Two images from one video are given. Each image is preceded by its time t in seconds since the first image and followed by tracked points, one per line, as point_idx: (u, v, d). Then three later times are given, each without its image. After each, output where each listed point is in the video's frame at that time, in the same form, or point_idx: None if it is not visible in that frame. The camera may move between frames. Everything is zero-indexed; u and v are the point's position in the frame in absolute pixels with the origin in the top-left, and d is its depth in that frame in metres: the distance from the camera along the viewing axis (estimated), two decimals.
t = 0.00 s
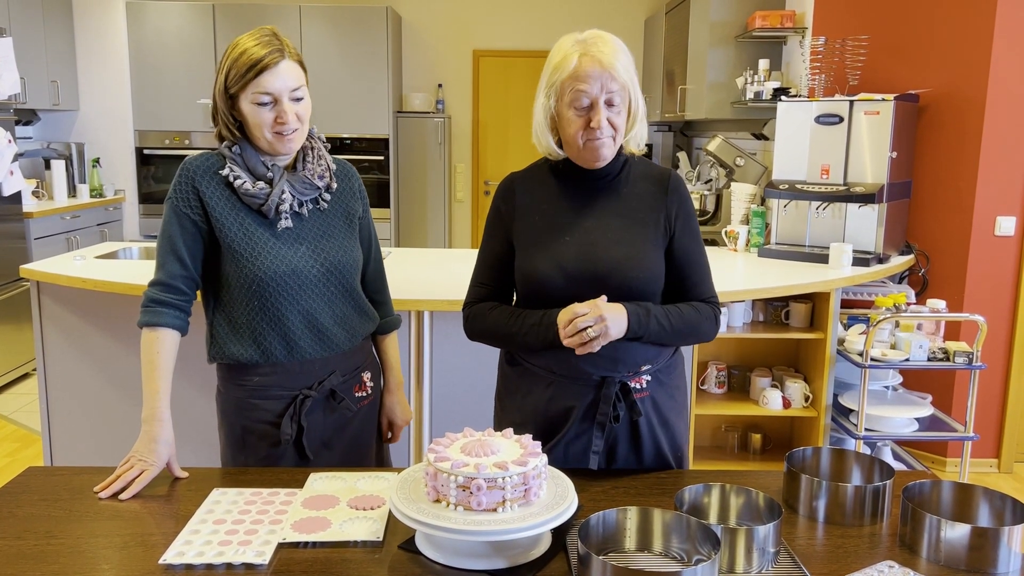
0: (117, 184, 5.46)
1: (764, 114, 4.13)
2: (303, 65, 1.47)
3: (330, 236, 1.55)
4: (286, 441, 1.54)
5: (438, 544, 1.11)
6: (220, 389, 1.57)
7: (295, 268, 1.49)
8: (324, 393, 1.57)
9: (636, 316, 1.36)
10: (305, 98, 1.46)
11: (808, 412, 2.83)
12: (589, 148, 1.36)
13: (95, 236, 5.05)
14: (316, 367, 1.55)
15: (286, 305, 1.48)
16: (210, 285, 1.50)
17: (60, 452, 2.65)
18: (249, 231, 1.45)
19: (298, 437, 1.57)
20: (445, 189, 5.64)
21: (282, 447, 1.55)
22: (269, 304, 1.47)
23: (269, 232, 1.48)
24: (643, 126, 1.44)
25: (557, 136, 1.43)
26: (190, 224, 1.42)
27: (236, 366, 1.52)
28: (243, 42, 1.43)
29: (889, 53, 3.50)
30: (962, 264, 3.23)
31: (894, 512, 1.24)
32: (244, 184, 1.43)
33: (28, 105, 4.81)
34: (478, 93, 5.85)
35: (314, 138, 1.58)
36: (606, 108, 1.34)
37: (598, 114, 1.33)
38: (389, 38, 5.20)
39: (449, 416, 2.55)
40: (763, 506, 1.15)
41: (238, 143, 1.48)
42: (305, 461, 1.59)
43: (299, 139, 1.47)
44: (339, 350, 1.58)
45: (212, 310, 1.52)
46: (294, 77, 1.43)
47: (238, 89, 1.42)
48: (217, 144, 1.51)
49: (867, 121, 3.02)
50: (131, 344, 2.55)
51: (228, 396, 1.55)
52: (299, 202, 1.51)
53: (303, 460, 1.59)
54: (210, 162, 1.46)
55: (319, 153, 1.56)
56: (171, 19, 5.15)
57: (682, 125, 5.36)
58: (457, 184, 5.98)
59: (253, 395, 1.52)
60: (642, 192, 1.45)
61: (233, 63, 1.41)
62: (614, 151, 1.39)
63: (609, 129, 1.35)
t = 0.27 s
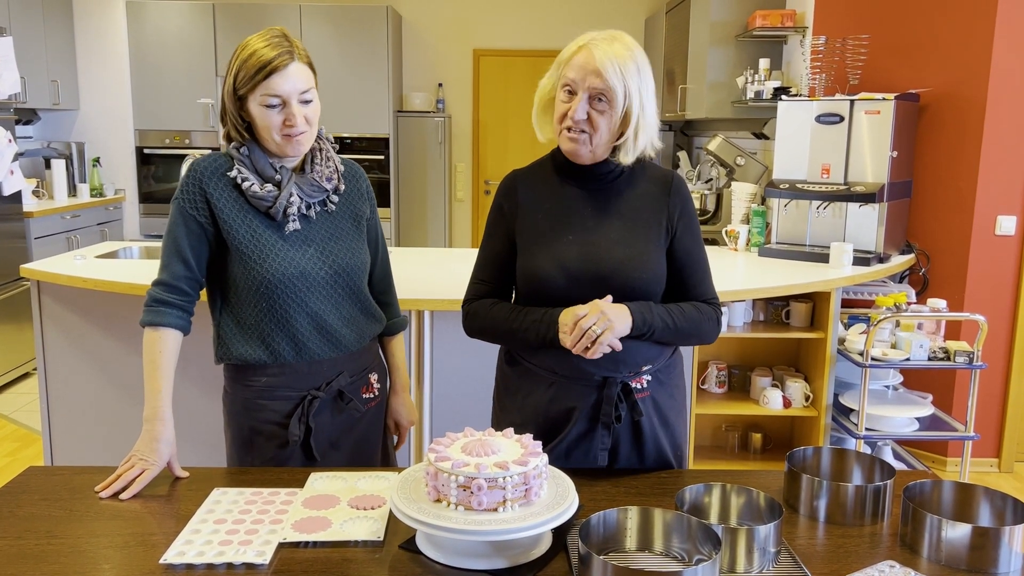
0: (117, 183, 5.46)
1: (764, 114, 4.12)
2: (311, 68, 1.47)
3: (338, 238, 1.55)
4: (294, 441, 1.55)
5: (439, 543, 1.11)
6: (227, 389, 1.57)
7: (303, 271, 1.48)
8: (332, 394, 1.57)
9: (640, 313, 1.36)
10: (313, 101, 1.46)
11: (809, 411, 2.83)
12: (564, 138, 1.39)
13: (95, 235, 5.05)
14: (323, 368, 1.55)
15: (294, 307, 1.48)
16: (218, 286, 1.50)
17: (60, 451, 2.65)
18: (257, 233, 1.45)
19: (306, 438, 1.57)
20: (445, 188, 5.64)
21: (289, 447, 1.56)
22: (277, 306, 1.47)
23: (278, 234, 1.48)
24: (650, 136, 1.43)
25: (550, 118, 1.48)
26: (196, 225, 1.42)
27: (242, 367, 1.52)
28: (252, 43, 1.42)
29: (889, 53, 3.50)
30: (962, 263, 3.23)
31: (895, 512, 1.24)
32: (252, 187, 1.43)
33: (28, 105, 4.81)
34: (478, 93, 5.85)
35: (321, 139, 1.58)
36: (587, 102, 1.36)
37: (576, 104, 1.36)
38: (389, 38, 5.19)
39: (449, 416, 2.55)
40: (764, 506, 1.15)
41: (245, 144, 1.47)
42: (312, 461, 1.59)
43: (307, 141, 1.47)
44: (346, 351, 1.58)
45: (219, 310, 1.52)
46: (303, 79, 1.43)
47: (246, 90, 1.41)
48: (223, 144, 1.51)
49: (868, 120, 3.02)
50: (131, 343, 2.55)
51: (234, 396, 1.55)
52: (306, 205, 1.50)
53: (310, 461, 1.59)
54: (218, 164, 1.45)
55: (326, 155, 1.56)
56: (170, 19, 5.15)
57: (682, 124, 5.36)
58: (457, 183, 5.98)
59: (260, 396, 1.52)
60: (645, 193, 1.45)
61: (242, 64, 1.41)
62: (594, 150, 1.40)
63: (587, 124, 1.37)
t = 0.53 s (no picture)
0: (118, 183, 5.46)
1: (765, 114, 4.12)
2: (319, 73, 1.47)
3: (341, 242, 1.55)
4: (295, 442, 1.54)
5: (440, 543, 1.11)
6: (229, 390, 1.57)
7: (306, 275, 1.48)
8: (334, 395, 1.56)
9: (636, 315, 1.36)
10: (320, 107, 1.46)
11: (809, 411, 2.83)
12: (570, 140, 1.38)
13: (96, 235, 5.05)
14: (325, 370, 1.55)
15: (296, 310, 1.48)
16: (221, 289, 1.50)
17: (60, 451, 2.65)
18: (260, 237, 1.45)
19: (308, 439, 1.57)
20: (446, 188, 5.64)
21: (291, 448, 1.55)
22: (280, 310, 1.47)
23: (281, 238, 1.47)
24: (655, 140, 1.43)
25: (554, 119, 1.47)
26: (200, 228, 1.42)
27: (244, 368, 1.52)
28: (260, 48, 1.42)
29: (891, 53, 3.49)
30: (964, 263, 3.22)
31: (896, 512, 1.24)
32: (256, 191, 1.43)
33: (28, 104, 4.81)
34: (479, 92, 5.85)
35: (326, 141, 1.58)
36: (592, 103, 1.35)
37: (580, 104, 1.35)
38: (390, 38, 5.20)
39: (449, 416, 2.55)
40: (765, 507, 1.15)
41: (250, 147, 1.46)
42: (313, 462, 1.59)
43: (312, 147, 1.47)
44: (349, 354, 1.58)
45: (223, 313, 1.52)
46: (310, 85, 1.43)
47: (253, 95, 1.41)
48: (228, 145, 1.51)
49: (869, 120, 3.02)
50: (132, 342, 2.55)
51: (237, 397, 1.55)
52: (310, 209, 1.50)
53: (311, 462, 1.59)
54: (223, 167, 1.45)
55: (332, 158, 1.55)
56: (171, 19, 5.15)
57: (682, 124, 5.35)
58: (458, 183, 5.98)
59: (262, 397, 1.52)
60: (647, 194, 1.45)
61: (251, 69, 1.40)
62: (600, 150, 1.40)
63: (592, 124, 1.37)
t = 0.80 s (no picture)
0: (118, 183, 5.46)
1: (766, 113, 4.12)
2: (314, 68, 1.46)
3: (339, 241, 1.54)
4: (292, 441, 1.54)
5: (440, 543, 1.11)
6: (227, 389, 1.57)
7: (304, 273, 1.48)
8: (331, 393, 1.56)
9: (637, 318, 1.35)
10: (315, 100, 1.45)
11: (810, 411, 2.83)
12: (581, 151, 1.37)
13: (97, 234, 5.05)
14: (322, 369, 1.55)
15: (293, 309, 1.48)
16: (220, 288, 1.50)
17: (60, 451, 2.65)
18: (258, 236, 1.45)
19: (304, 437, 1.57)
20: (446, 187, 5.64)
21: (287, 447, 1.55)
22: (277, 309, 1.47)
23: (279, 237, 1.47)
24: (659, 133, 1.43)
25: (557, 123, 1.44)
26: (198, 227, 1.42)
27: (243, 367, 1.52)
28: (255, 44, 1.43)
29: (893, 52, 3.49)
30: (965, 262, 3.22)
31: (898, 512, 1.24)
32: (254, 189, 1.43)
33: (29, 104, 4.81)
34: (479, 91, 5.85)
35: (324, 140, 1.58)
36: (604, 117, 1.33)
37: (593, 121, 1.33)
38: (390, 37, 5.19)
39: (450, 415, 2.55)
40: (766, 507, 1.15)
41: (248, 146, 1.47)
42: (310, 461, 1.59)
43: (307, 141, 1.46)
44: (346, 353, 1.58)
45: (221, 312, 1.52)
46: (304, 77, 1.43)
47: (247, 89, 1.41)
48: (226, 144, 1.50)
49: (870, 119, 3.02)
50: (133, 342, 2.55)
51: (235, 394, 1.55)
52: (308, 207, 1.50)
53: (309, 460, 1.59)
54: (221, 165, 1.45)
55: (330, 156, 1.55)
56: (171, 18, 5.15)
57: (683, 123, 5.35)
58: (458, 182, 5.98)
59: (259, 395, 1.52)
60: (647, 194, 1.44)
61: (245, 64, 1.40)
62: (609, 159, 1.39)
63: (605, 139, 1.35)
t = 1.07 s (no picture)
0: (119, 182, 5.46)
1: (767, 113, 4.11)
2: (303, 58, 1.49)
3: (335, 240, 1.54)
4: (285, 438, 1.54)
5: (441, 543, 1.11)
6: (221, 387, 1.57)
7: (298, 273, 1.48)
8: (324, 391, 1.56)
9: (638, 317, 1.35)
10: (301, 83, 1.45)
11: (811, 411, 2.83)
12: (595, 155, 1.36)
13: (98, 234, 5.05)
14: (314, 367, 1.55)
15: (287, 308, 1.48)
16: (215, 286, 1.50)
17: (61, 451, 2.65)
18: (254, 234, 1.45)
19: (297, 434, 1.57)
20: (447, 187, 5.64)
21: (280, 444, 1.55)
22: (272, 308, 1.47)
23: (275, 235, 1.47)
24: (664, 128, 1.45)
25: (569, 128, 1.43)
26: (196, 224, 1.42)
27: (238, 365, 1.52)
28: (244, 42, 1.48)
29: (894, 52, 3.48)
30: (966, 262, 3.22)
31: (899, 512, 1.24)
32: (251, 186, 1.43)
33: (30, 103, 4.81)
34: (480, 91, 5.85)
35: (321, 138, 1.58)
36: (620, 120, 1.33)
37: (610, 125, 1.32)
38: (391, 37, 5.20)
39: (451, 415, 2.55)
40: (768, 507, 1.15)
41: (244, 142, 1.48)
42: (304, 458, 1.59)
43: (295, 121, 1.44)
44: (340, 352, 1.58)
45: (216, 309, 1.52)
46: (287, 59, 1.44)
47: (235, 81, 1.45)
48: (224, 143, 1.51)
49: (871, 119, 3.02)
50: (134, 342, 2.55)
51: (229, 392, 1.55)
52: (305, 205, 1.50)
53: (302, 457, 1.59)
54: (218, 163, 1.45)
55: (327, 154, 1.55)
56: (172, 18, 5.16)
57: (684, 123, 5.35)
58: (459, 182, 5.98)
59: (252, 392, 1.53)
60: (648, 195, 1.44)
61: (230, 57, 1.45)
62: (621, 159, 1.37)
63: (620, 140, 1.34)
